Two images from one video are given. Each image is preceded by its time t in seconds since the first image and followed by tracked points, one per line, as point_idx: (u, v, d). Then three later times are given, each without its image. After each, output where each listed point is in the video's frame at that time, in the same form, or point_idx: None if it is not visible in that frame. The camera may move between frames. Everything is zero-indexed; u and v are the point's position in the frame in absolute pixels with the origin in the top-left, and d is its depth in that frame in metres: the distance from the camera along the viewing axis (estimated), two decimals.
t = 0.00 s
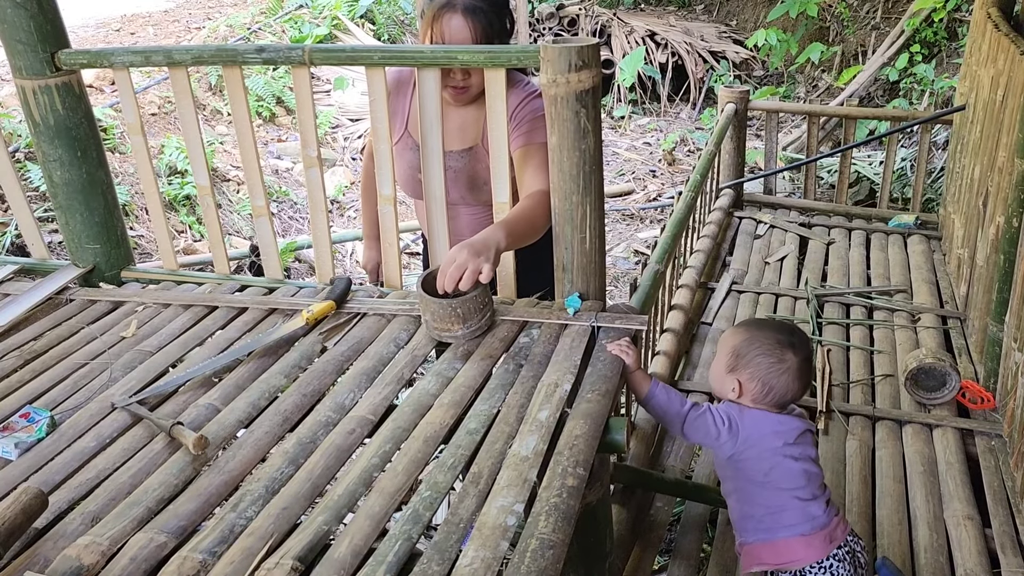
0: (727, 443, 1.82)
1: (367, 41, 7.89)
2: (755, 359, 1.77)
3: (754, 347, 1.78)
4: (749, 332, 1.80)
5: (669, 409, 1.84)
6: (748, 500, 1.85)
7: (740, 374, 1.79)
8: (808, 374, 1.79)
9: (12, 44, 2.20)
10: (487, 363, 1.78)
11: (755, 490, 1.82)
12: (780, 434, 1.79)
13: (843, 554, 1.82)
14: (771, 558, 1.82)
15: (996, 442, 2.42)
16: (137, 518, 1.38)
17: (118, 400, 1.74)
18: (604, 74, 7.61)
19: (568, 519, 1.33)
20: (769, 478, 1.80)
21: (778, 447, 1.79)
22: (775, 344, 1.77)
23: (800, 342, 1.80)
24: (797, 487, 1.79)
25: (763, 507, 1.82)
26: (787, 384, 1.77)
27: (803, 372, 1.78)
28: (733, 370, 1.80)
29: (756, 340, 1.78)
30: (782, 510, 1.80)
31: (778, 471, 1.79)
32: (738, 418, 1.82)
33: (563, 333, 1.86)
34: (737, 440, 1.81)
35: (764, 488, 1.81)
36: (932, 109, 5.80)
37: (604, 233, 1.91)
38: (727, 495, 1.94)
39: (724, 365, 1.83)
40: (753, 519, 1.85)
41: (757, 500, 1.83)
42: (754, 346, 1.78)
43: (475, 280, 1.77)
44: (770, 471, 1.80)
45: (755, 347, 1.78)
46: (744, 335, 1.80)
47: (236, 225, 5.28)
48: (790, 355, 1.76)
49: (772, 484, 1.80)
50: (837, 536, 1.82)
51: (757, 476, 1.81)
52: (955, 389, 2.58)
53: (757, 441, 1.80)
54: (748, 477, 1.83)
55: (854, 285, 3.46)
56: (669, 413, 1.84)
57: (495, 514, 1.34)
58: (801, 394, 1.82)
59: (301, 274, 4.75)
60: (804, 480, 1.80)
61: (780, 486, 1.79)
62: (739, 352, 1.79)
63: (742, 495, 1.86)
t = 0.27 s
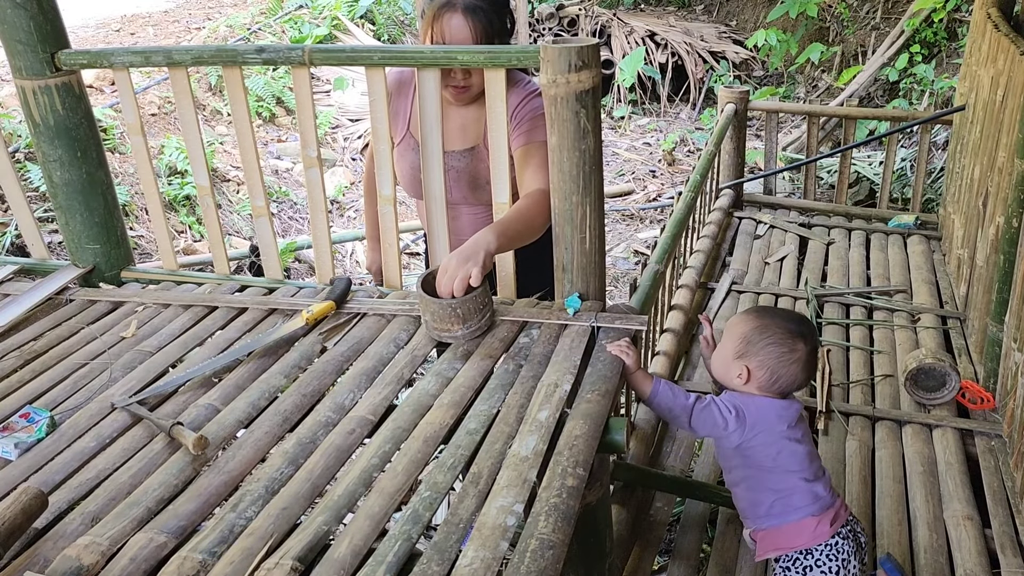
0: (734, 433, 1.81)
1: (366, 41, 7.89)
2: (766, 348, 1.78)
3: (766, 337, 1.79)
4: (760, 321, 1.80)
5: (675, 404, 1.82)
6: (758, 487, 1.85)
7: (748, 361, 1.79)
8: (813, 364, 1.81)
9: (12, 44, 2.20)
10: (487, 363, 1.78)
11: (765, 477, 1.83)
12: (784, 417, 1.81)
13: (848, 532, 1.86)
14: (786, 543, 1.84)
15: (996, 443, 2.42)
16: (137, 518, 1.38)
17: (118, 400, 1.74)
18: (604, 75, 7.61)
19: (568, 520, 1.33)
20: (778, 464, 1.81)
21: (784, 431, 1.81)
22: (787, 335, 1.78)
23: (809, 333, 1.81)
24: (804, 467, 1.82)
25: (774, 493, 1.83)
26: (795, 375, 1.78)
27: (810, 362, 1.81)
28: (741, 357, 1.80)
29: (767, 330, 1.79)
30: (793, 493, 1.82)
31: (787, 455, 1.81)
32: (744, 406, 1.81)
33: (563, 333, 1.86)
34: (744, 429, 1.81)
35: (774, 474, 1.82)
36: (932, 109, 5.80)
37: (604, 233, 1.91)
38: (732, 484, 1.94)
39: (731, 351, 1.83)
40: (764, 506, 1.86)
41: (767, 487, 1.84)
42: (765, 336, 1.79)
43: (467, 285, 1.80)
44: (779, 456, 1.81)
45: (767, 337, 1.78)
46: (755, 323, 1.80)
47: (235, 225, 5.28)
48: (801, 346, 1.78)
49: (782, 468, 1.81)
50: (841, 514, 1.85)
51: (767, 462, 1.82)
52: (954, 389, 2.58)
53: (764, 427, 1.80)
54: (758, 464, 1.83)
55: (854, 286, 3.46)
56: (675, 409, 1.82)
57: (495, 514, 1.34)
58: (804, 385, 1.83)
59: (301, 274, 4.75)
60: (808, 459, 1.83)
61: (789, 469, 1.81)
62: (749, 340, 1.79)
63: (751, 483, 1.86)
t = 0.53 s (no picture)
0: (733, 434, 1.81)
1: (366, 41, 7.89)
2: (768, 353, 1.77)
3: (768, 341, 1.78)
4: (764, 324, 1.79)
5: (673, 407, 1.81)
6: (759, 485, 1.86)
7: (748, 362, 1.78)
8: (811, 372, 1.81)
9: (12, 44, 2.20)
10: (487, 363, 1.78)
11: (765, 474, 1.84)
12: (780, 414, 1.82)
13: (842, 527, 1.87)
14: (790, 538, 1.85)
15: (996, 442, 2.42)
16: (136, 518, 1.38)
17: (118, 400, 1.74)
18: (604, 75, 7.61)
19: (568, 520, 1.33)
20: (778, 460, 1.83)
21: (781, 427, 1.82)
22: (790, 342, 1.77)
23: (811, 340, 1.81)
24: (802, 461, 1.84)
25: (775, 489, 1.85)
26: (793, 380, 1.78)
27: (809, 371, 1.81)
28: (741, 357, 1.79)
29: (770, 334, 1.78)
30: (793, 488, 1.84)
31: (786, 450, 1.83)
32: (742, 406, 1.81)
33: (563, 333, 1.86)
34: (743, 428, 1.81)
35: (774, 470, 1.83)
36: (932, 109, 5.80)
37: (603, 233, 1.91)
38: (730, 483, 1.94)
39: (731, 350, 1.82)
40: (766, 503, 1.87)
41: (769, 484, 1.85)
42: (768, 340, 1.78)
43: (473, 277, 1.78)
44: (778, 452, 1.82)
45: (770, 341, 1.77)
46: (758, 326, 1.79)
47: (236, 225, 5.28)
48: (803, 354, 1.77)
49: (782, 464, 1.83)
50: (836, 506, 1.88)
51: (766, 460, 1.83)
52: (954, 389, 2.58)
53: (762, 425, 1.81)
54: (757, 462, 1.84)
55: (854, 286, 3.46)
56: (674, 412, 1.81)
57: (494, 514, 1.34)
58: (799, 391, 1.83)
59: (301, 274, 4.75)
60: (803, 452, 1.86)
61: (788, 464, 1.83)
62: (750, 342, 1.78)
63: (752, 481, 1.87)
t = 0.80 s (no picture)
0: (735, 429, 1.81)
1: (366, 41, 7.89)
2: (766, 354, 1.76)
3: (766, 342, 1.77)
4: (762, 325, 1.78)
5: (673, 406, 1.81)
6: (762, 479, 1.86)
7: (745, 363, 1.78)
8: (808, 369, 1.82)
9: (12, 43, 2.20)
10: (487, 363, 1.78)
11: (768, 467, 1.84)
12: (778, 408, 1.82)
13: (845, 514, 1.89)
14: (796, 529, 1.85)
15: (996, 442, 2.42)
16: (136, 518, 1.38)
17: (118, 400, 1.74)
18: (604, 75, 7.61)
19: (568, 520, 1.33)
20: (780, 452, 1.83)
21: (780, 420, 1.82)
22: (788, 342, 1.77)
23: (808, 339, 1.81)
24: (802, 451, 1.85)
25: (778, 481, 1.84)
26: (791, 380, 1.79)
27: (806, 368, 1.81)
28: (738, 358, 1.79)
29: (769, 335, 1.77)
30: (796, 479, 1.84)
31: (787, 442, 1.83)
32: (741, 402, 1.81)
33: (563, 333, 1.86)
34: (744, 424, 1.81)
35: (777, 463, 1.83)
36: (932, 109, 5.80)
37: (603, 233, 1.91)
38: (730, 481, 1.93)
39: (728, 350, 1.81)
40: (770, 496, 1.86)
41: (772, 477, 1.84)
42: (766, 342, 1.77)
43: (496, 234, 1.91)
44: (779, 445, 1.82)
45: (768, 342, 1.77)
46: (756, 327, 1.78)
47: (236, 225, 5.27)
48: (801, 354, 1.77)
49: (783, 456, 1.83)
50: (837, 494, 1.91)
51: (768, 453, 1.83)
52: (954, 389, 2.58)
53: (762, 419, 1.81)
54: (759, 457, 1.84)
55: (854, 286, 3.46)
56: (674, 410, 1.81)
57: (495, 514, 1.34)
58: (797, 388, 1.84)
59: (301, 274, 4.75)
60: (801, 444, 1.86)
61: (790, 456, 1.83)
62: (748, 344, 1.78)
63: (754, 476, 1.86)
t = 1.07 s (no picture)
0: (735, 425, 1.81)
1: (366, 41, 7.89)
2: (764, 349, 1.76)
3: (765, 338, 1.77)
4: (761, 321, 1.78)
5: (674, 405, 1.81)
6: (761, 474, 1.86)
7: (745, 359, 1.78)
8: (807, 364, 1.82)
9: (12, 44, 2.20)
10: (487, 363, 1.78)
11: (768, 461, 1.84)
12: (777, 403, 1.83)
13: (842, 509, 1.88)
14: (796, 522, 1.85)
15: (996, 443, 2.42)
16: (137, 518, 1.38)
17: (118, 400, 1.74)
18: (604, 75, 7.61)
19: (568, 520, 1.33)
20: (780, 446, 1.83)
21: (779, 414, 1.83)
22: (788, 337, 1.77)
23: (807, 333, 1.81)
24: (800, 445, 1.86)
25: (777, 475, 1.85)
26: (790, 374, 1.79)
27: (805, 363, 1.81)
28: (737, 354, 1.79)
29: (768, 330, 1.77)
30: (796, 472, 1.84)
31: (786, 435, 1.83)
32: (741, 398, 1.81)
33: (563, 333, 1.86)
34: (744, 420, 1.81)
35: (776, 458, 1.83)
36: (932, 109, 5.80)
37: (603, 233, 1.91)
38: (730, 476, 1.93)
39: (727, 346, 1.81)
40: (770, 490, 1.86)
41: (771, 471, 1.85)
42: (765, 337, 1.77)
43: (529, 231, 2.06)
44: (779, 439, 1.83)
45: (767, 338, 1.77)
46: (755, 323, 1.78)
47: (236, 226, 5.27)
48: (800, 349, 1.78)
49: (783, 450, 1.83)
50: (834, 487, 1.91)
51: (768, 448, 1.83)
52: (954, 389, 2.58)
53: (762, 414, 1.81)
54: (759, 451, 1.84)
55: (854, 286, 3.46)
56: (675, 409, 1.81)
57: (495, 514, 1.34)
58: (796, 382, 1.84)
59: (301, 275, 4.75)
60: (800, 437, 1.87)
61: (790, 450, 1.84)
62: (748, 340, 1.78)
63: (754, 471, 1.86)
